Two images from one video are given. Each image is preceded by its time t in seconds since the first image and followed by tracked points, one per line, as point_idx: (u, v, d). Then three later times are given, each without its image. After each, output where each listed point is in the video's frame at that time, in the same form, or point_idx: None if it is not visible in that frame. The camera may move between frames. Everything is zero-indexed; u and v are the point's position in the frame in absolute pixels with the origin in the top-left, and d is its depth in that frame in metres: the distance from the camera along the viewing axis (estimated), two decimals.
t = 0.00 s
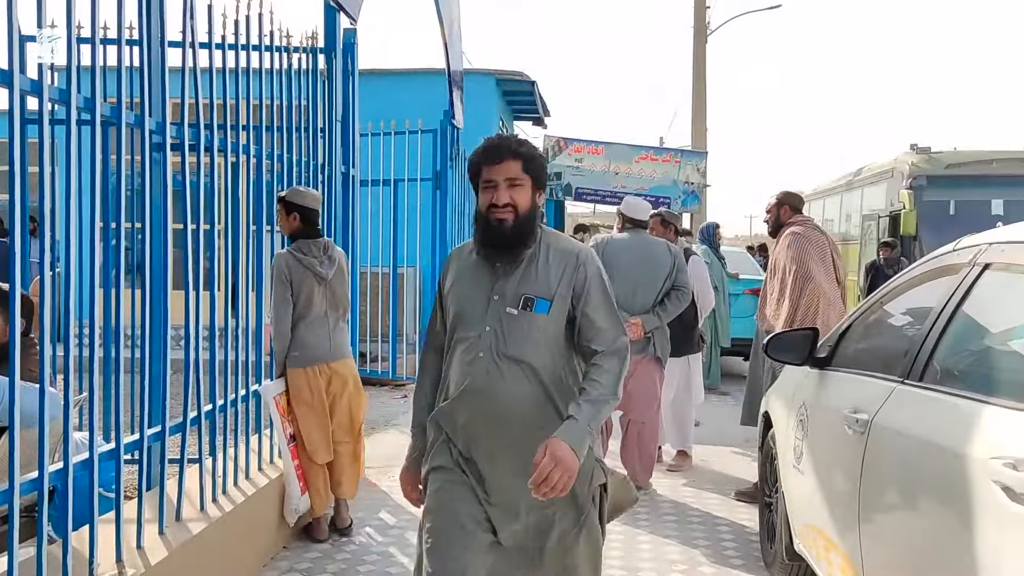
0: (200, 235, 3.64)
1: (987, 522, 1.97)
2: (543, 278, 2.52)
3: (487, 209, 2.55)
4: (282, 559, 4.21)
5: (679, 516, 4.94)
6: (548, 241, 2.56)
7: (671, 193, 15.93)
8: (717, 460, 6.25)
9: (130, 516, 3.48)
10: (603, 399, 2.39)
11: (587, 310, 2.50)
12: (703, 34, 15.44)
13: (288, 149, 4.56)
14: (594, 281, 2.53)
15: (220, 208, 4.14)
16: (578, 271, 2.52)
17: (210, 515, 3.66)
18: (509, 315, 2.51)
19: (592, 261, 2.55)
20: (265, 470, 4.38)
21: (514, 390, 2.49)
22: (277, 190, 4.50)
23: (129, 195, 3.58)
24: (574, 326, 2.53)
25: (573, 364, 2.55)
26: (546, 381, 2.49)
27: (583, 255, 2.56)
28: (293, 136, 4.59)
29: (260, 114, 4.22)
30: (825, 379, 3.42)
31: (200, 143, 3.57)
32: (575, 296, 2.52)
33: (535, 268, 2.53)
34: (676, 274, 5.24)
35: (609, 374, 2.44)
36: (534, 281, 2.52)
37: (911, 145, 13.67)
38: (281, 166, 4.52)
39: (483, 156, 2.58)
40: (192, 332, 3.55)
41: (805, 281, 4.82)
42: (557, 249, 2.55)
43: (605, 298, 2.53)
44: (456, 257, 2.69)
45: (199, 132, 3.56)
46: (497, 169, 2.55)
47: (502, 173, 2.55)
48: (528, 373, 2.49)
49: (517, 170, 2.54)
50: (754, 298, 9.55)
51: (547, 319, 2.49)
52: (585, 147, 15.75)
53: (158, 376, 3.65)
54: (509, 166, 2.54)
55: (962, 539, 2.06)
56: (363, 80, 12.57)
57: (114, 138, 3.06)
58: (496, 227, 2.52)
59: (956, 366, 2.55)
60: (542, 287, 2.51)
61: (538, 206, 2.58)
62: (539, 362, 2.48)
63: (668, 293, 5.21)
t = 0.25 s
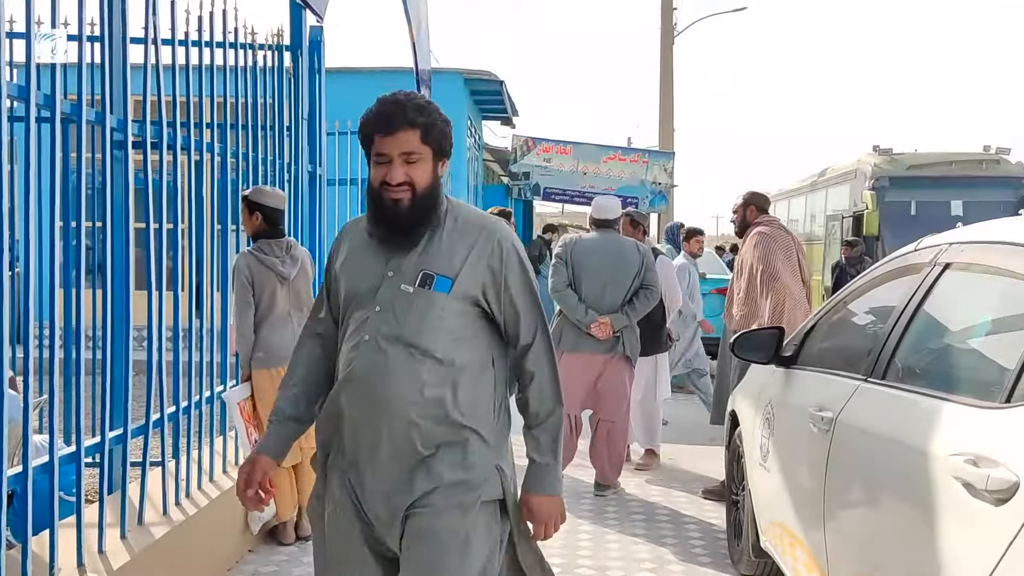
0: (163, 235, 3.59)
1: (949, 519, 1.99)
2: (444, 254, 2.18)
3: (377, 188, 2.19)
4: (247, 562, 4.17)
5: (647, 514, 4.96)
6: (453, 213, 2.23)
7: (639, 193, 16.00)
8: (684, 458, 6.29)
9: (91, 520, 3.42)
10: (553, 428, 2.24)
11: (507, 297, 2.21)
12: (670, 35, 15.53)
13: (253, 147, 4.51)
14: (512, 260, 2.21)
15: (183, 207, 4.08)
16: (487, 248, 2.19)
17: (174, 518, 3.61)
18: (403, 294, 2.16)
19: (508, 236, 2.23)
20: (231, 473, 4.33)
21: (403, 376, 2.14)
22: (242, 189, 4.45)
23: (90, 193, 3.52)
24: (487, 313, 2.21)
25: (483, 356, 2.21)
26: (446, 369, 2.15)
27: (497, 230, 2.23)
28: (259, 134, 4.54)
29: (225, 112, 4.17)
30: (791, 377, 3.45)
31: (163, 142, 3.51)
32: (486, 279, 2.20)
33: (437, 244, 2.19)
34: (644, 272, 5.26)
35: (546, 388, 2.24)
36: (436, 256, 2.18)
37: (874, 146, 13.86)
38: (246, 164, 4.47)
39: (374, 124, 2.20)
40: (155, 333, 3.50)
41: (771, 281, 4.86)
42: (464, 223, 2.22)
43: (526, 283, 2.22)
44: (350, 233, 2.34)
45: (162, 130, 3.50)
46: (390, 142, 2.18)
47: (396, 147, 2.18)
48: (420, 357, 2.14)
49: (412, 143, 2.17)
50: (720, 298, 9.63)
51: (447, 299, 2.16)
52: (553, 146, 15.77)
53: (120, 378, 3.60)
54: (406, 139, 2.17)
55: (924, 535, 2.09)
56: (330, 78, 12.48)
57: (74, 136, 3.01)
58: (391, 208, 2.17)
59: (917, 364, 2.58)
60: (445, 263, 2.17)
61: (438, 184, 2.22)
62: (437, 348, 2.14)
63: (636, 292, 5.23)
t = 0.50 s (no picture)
0: (131, 234, 3.54)
1: (918, 515, 2.01)
2: (353, 277, 1.93)
3: (277, 205, 1.94)
4: (218, 565, 4.12)
5: (620, 513, 4.97)
6: (364, 230, 1.97)
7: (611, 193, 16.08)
8: (657, 457, 6.31)
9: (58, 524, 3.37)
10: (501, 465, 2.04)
11: (427, 323, 1.98)
12: (642, 36, 15.60)
13: (224, 146, 4.47)
14: (432, 284, 1.97)
15: (151, 207, 4.03)
16: (403, 272, 1.95)
17: (142, 521, 3.56)
18: (302, 322, 1.90)
19: (426, 255, 1.99)
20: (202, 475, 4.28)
21: (300, 420, 1.88)
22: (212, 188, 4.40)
23: (56, 192, 3.47)
24: (402, 343, 1.97)
25: (401, 391, 1.96)
26: (352, 413, 1.90)
27: (417, 249, 1.99)
28: (229, 133, 4.50)
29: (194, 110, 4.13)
30: (762, 377, 3.48)
31: (131, 140, 3.47)
32: (403, 305, 1.95)
33: (343, 264, 1.93)
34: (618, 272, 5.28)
35: (489, 421, 2.04)
36: (341, 279, 1.92)
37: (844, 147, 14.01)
38: (216, 163, 4.43)
39: (272, 131, 1.93)
40: (123, 334, 3.46)
41: (743, 281, 4.90)
42: (377, 239, 1.97)
43: (448, 308, 1.99)
44: (244, 243, 2.06)
45: (130, 128, 3.46)
46: (291, 154, 1.91)
47: (297, 159, 1.91)
48: (322, 401, 1.89)
49: (316, 155, 1.90)
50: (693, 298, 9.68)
51: (353, 330, 1.90)
52: (526, 147, 15.78)
53: (88, 379, 3.55)
54: (309, 150, 1.90)
55: (892, 530, 2.12)
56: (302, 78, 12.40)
57: (40, 134, 2.96)
58: (292, 230, 1.91)
59: (886, 362, 2.61)
60: (350, 289, 1.92)
61: (348, 199, 1.96)
62: (338, 385, 1.89)
63: (610, 292, 5.25)
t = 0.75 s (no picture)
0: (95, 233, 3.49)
1: (884, 512, 2.03)
2: (213, 295, 1.59)
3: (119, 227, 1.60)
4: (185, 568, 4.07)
5: (590, 512, 4.99)
6: (235, 239, 1.63)
7: (582, 192, 16.15)
8: (627, 456, 6.34)
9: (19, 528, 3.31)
10: (361, 545, 1.63)
11: (308, 351, 1.63)
12: (612, 37, 15.66)
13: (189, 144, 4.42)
14: (315, 306, 1.62)
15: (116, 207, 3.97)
16: (275, 290, 1.60)
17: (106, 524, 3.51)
18: (146, 349, 1.58)
19: (310, 264, 1.63)
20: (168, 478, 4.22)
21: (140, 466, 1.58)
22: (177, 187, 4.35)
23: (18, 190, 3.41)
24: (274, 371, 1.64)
25: (265, 433, 1.65)
26: (204, 455, 1.59)
27: (298, 256, 1.63)
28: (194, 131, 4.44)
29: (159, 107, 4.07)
30: (731, 376, 3.50)
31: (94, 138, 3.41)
32: (272, 328, 1.61)
33: (202, 278, 1.60)
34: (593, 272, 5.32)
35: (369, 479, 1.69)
36: (197, 297, 1.59)
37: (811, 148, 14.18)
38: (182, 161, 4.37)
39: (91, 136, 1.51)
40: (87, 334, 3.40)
41: (711, 281, 4.93)
42: (250, 247, 1.63)
43: (332, 333, 1.65)
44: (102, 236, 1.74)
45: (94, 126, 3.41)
46: (116, 177, 1.51)
47: (126, 181, 1.51)
48: (162, 445, 1.58)
49: (152, 176, 1.51)
50: (662, 297, 9.72)
51: (209, 362, 1.57)
52: (497, 146, 15.76)
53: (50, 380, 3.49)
54: (145, 169, 1.50)
55: (859, 526, 2.14)
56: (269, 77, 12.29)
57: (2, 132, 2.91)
58: (141, 255, 1.60)
59: (853, 361, 2.64)
60: (212, 311, 1.59)
61: (202, 216, 1.58)
62: (184, 430, 1.57)
63: (583, 292, 5.28)
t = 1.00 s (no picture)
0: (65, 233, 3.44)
1: (858, 510, 2.04)
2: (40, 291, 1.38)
3: None
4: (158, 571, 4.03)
5: (566, 512, 4.99)
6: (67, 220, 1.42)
7: (558, 192, 16.20)
8: (602, 455, 6.36)
9: None
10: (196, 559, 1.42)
11: (151, 344, 1.43)
12: (587, 37, 15.70)
13: (161, 143, 4.37)
14: (157, 291, 1.41)
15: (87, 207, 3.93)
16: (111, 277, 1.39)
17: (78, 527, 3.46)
18: None
19: (157, 237, 1.43)
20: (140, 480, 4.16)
21: None
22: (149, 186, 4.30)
23: None
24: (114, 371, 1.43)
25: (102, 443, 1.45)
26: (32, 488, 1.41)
27: (137, 233, 1.42)
28: (166, 130, 4.39)
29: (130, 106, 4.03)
30: (706, 375, 3.52)
31: (64, 137, 3.36)
32: (103, 321, 1.39)
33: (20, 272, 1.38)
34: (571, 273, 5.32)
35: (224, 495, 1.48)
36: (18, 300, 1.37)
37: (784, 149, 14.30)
38: (153, 160, 4.32)
39: None
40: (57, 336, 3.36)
41: (686, 280, 4.94)
42: (85, 228, 1.42)
43: (181, 319, 1.44)
44: None
45: (63, 124, 3.36)
46: None
47: None
48: None
49: None
50: (637, 296, 9.76)
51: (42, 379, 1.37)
52: (472, 146, 15.74)
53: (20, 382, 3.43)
54: None
55: (833, 524, 2.15)
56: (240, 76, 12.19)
57: None
58: None
59: (826, 359, 2.67)
60: (37, 316, 1.36)
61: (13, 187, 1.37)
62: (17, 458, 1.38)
63: (562, 293, 5.29)
